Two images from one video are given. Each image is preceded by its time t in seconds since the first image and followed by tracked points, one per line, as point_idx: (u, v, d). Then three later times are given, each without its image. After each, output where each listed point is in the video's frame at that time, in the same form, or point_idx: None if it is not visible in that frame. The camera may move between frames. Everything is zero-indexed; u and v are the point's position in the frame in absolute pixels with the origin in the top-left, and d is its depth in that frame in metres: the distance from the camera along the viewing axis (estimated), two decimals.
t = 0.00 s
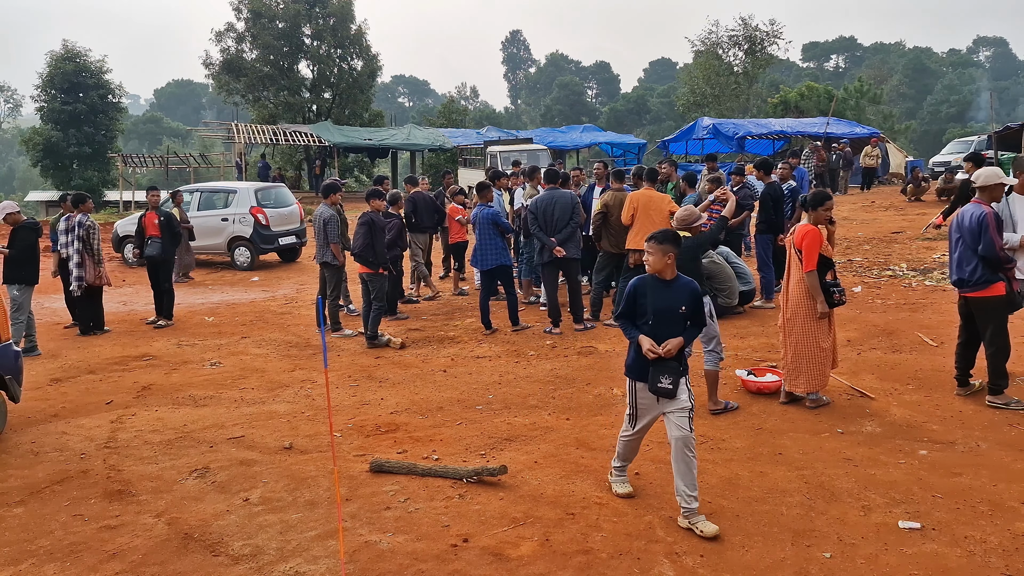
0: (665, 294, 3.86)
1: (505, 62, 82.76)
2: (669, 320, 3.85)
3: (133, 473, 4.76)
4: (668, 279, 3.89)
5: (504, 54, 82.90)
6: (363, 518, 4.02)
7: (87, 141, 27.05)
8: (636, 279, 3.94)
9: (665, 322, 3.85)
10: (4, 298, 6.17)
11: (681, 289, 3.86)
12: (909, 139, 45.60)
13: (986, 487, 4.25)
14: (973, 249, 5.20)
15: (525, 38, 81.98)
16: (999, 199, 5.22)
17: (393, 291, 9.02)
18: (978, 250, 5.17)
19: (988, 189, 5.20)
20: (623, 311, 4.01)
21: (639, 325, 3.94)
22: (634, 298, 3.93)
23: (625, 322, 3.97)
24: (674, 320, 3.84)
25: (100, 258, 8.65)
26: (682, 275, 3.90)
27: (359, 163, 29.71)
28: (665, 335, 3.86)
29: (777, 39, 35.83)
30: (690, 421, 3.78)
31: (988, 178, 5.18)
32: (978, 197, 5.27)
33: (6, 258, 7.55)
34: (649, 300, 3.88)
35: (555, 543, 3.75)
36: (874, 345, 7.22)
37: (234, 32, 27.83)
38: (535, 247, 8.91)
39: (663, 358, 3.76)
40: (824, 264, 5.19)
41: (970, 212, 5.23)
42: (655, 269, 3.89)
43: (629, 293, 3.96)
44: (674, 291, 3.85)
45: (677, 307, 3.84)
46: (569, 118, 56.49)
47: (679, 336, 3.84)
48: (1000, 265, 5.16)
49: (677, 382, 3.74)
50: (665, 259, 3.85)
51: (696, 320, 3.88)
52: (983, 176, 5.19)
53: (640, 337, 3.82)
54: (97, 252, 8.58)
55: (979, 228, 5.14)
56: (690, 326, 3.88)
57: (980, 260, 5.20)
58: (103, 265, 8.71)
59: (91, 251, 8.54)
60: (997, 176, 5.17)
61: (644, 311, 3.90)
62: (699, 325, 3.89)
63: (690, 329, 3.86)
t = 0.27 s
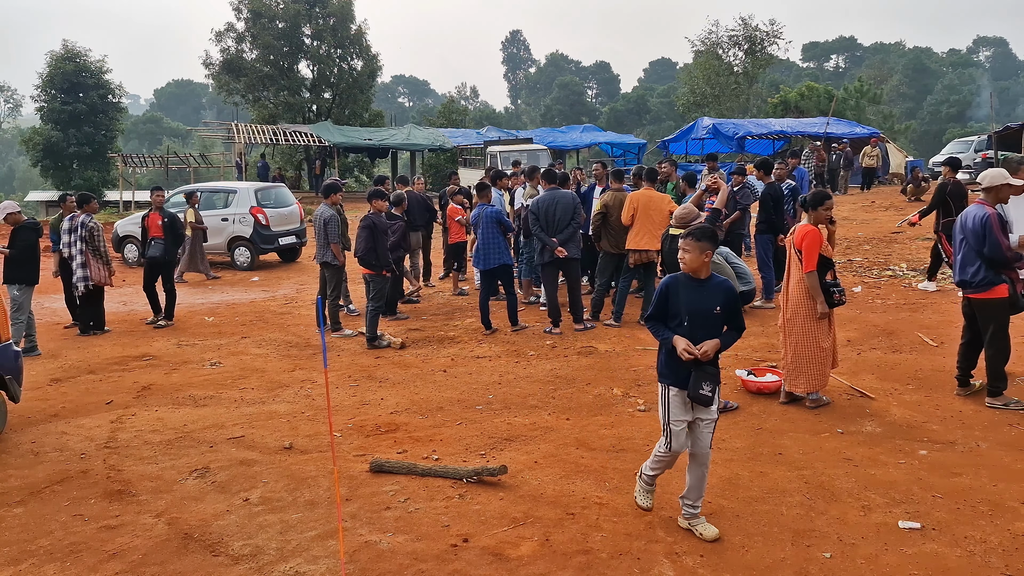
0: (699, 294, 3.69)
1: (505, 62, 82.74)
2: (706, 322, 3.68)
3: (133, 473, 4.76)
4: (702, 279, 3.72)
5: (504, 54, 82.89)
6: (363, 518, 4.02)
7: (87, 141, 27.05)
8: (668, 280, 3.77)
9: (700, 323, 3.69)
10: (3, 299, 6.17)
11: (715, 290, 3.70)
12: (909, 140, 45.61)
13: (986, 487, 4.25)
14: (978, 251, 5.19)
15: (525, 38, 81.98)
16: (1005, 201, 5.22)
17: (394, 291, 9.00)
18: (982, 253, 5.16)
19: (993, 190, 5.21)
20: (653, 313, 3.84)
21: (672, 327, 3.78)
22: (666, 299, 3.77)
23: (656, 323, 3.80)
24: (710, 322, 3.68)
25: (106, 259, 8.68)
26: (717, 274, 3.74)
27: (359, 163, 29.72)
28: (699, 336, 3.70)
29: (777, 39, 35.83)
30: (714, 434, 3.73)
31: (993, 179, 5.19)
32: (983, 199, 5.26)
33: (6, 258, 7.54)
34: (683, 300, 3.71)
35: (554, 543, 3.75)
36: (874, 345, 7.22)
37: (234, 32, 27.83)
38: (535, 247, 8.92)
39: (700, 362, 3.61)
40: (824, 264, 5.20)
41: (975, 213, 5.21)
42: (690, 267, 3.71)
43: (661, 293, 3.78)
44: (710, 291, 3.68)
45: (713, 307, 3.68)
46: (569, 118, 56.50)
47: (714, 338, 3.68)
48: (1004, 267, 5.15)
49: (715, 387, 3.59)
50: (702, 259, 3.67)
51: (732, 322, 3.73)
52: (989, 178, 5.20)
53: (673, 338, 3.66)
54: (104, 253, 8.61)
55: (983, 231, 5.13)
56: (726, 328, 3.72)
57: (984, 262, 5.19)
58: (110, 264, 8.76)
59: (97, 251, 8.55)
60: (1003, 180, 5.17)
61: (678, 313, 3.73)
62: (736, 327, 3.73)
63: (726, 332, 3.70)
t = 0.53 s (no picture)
0: (728, 307, 3.48)
1: (505, 62, 82.74)
2: (736, 337, 3.49)
3: (133, 473, 4.76)
4: (729, 290, 3.51)
5: (504, 54, 82.89)
6: (363, 518, 4.02)
7: (87, 141, 27.06)
8: (693, 294, 3.52)
9: (730, 338, 3.48)
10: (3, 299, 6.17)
11: (743, 301, 3.51)
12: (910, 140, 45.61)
13: (986, 487, 4.25)
14: (978, 252, 5.19)
15: (525, 38, 81.99)
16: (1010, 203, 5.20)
17: (394, 292, 9.00)
18: (982, 254, 5.16)
19: (998, 192, 5.19)
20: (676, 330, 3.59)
21: (698, 343, 3.55)
22: (692, 314, 3.52)
23: (682, 340, 3.56)
24: (740, 335, 3.49)
25: (103, 259, 8.61)
26: (743, 284, 3.54)
27: (359, 163, 29.72)
28: (729, 352, 3.50)
29: (777, 39, 35.83)
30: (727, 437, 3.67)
31: (998, 181, 5.18)
32: (986, 200, 5.26)
33: (6, 258, 7.54)
34: (712, 315, 3.48)
35: (554, 543, 3.75)
36: (875, 345, 7.22)
37: (234, 32, 27.84)
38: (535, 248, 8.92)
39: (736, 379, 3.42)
40: (825, 264, 5.20)
41: (976, 214, 5.22)
42: (718, 279, 3.49)
43: (686, 307, 3.54)
44: (740, 303, 3.48)
45: (742, 320, 3.49)
46: (569, 118, 56.51)
47: (744, 352, 3.49)
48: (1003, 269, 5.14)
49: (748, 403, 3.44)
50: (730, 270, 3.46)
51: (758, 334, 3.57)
52: (993, 180, 5.19)
53: (705, 356, 3.42)
54: (104, 253, 8.60)
55: (984, 232, 5.14)
56: (754, 340, 3.54)
57: (984, 264, 5.18)
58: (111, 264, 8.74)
59: (97, 252, 8.53)
60: (1007, 182, 5.16)
61: (706, 328, 3.51)
62: (763, 338, 3.56)
63: (755, 344, 3.52)
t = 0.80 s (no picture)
0: (762, 320, 3.22)
1: (505, 62, 82.74)
2: (771, 350, 3.22)
3: (133, 473, 4.76)
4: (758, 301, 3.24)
5: (504, 54, 82.90)
6: (363, 518, 4.02)
7: (87, 141, 27.06)
8: (721, 309, 3.23)
9: (765, 353, 3.21)
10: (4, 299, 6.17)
11: (773, 312, 3.25)
12: (909, 140, 45.61)
13: (986, 487, 4.25)
14: (980, 253, 5.18)
15: (525, 38, 81.99)
16: (1010, 204, 5.21)
17: (394, 292, 9.00)
18: (984, 255, 5.16)
19: (999, 193, 5.19)
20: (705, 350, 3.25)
21: (731, 362, 3.24)
22: (725, 331, 3.21)
23: (715, 360, 3.23)
24: (774, 349, 3.23)
25: (96, 259, 8.58)
26: (770, 295, 3.29)
27: (359, 163, 29.72)
28: (765, 368, 3.23)
29: (777, 39, 35.84)
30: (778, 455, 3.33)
31: (998, 182, 5.18)
32: (986, 201, 5.26)
33: (6, 258, 7.54)
34: (746, 330, 3.20)
35: (554, 543, 3.75)
36: (874, 345, 7.22)
37: (234, 32, 27.84)
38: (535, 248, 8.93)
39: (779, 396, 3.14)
40: (831, 265, 5.20)
41: (976, 215, 5.22)
42: (749, 290, 3.21)
43: (716, 324, 3.22)
44: (772, 315, 3.23)
45: (776, 332, 3.23)
46: (569, 118, 56.52)
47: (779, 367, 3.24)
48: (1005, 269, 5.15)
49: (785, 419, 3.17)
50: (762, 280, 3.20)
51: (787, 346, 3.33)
52: (994, 181, 5.18)
53: (748, 377, 3.11)
54: (93, 253, 8.54)
55: (986, 233, 5.13)
56: (785, 352, 3.31)
57: (986, 265, 5.18)
58: (102, 264, 8.69)
59: (86, 251, 8.49)
60: (1007, 182, 5.15)
61: (741, 345, 3.21)
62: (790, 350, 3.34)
63: (786, 357, 3.30)
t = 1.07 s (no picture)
0: (800, 329, 3.01)
1: (505, 62, 82.75)
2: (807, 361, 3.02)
3: (133, 473, 4.76)
4: (794, 309, 3.03)
5: (504, 54, 82.90)
6: (363, 518, 4.02)
7: (87, 141, 27.06)
8: (757, 315, 3.01)
9: (802, 364, 3.01)
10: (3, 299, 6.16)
11: (809, 321, 3.06)
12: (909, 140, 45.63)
13: (986, 487, 4.25)
14: (980, 253, 5.18)
15: (525, 38, 82.01)
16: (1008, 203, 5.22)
17: (394, 292, 9.01)
18: (984, 255, 5.16)
19: (997, 193, 5.20)
20: (737, 360, 3.02)
21: (765, 374, 3.02)
22: (759, 340, 3.00)
23: (750, 370, 3.00)
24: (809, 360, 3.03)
25: (86, 260, 8.48)
26: (806, 303, 3.09)
27: (359, 163, 29.73)
28: (801, 379, 3.02)
29: (777, 39, 35.84)
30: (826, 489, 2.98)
31: (995, 182, 5.19)
32: (983, 201, 5.27)
33: (6, 258, 7.54)
34: (784, 338, 2.98)
35: (554, 543, 3.75)
36: (874, 345, 7.22)
37: (234, 32, 27.85)
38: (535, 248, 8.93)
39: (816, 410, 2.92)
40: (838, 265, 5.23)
41: (975, 215, 5.22)
42: (787, 296, 3.01)
43: (752, 331, 3.00)
44: (808, 323, 3.03)
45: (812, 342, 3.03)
46: (569, 118, 56.53)
47: (815, 379, 3.04)
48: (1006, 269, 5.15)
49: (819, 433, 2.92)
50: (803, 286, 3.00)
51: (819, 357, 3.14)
52: (991, 180, 5.19)
53: (789, 389, 2.89)
54: (83, 254, 8.44)
55: (985, 233, 5.13)
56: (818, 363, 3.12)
57: (987, 265, 5.18)
58: (93, 265, 8.59)
59: (77, 251, 8.41)
60: (1004, 181, 5.16)
61: (777, 354, 2.99)
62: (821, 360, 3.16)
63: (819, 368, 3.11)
